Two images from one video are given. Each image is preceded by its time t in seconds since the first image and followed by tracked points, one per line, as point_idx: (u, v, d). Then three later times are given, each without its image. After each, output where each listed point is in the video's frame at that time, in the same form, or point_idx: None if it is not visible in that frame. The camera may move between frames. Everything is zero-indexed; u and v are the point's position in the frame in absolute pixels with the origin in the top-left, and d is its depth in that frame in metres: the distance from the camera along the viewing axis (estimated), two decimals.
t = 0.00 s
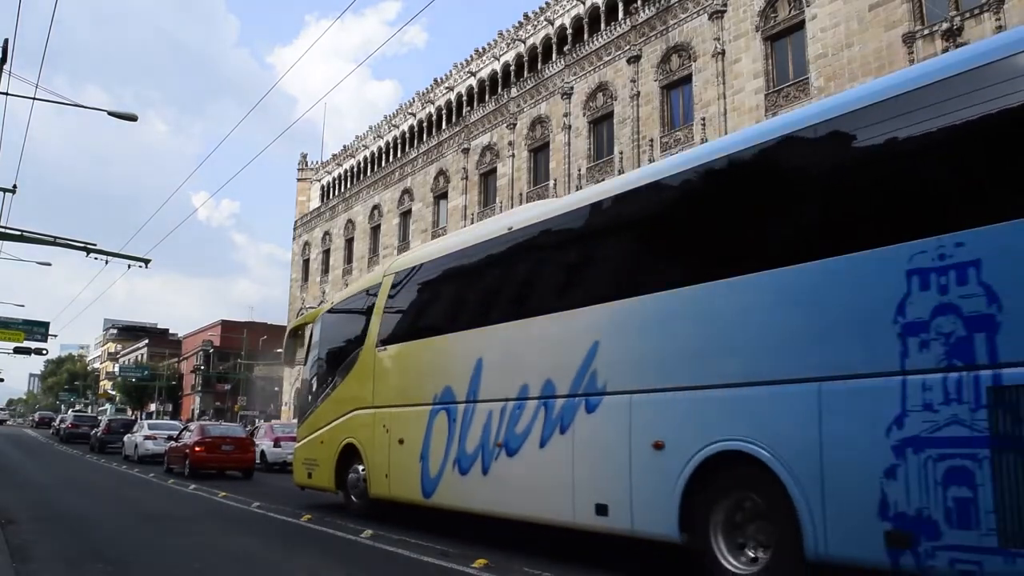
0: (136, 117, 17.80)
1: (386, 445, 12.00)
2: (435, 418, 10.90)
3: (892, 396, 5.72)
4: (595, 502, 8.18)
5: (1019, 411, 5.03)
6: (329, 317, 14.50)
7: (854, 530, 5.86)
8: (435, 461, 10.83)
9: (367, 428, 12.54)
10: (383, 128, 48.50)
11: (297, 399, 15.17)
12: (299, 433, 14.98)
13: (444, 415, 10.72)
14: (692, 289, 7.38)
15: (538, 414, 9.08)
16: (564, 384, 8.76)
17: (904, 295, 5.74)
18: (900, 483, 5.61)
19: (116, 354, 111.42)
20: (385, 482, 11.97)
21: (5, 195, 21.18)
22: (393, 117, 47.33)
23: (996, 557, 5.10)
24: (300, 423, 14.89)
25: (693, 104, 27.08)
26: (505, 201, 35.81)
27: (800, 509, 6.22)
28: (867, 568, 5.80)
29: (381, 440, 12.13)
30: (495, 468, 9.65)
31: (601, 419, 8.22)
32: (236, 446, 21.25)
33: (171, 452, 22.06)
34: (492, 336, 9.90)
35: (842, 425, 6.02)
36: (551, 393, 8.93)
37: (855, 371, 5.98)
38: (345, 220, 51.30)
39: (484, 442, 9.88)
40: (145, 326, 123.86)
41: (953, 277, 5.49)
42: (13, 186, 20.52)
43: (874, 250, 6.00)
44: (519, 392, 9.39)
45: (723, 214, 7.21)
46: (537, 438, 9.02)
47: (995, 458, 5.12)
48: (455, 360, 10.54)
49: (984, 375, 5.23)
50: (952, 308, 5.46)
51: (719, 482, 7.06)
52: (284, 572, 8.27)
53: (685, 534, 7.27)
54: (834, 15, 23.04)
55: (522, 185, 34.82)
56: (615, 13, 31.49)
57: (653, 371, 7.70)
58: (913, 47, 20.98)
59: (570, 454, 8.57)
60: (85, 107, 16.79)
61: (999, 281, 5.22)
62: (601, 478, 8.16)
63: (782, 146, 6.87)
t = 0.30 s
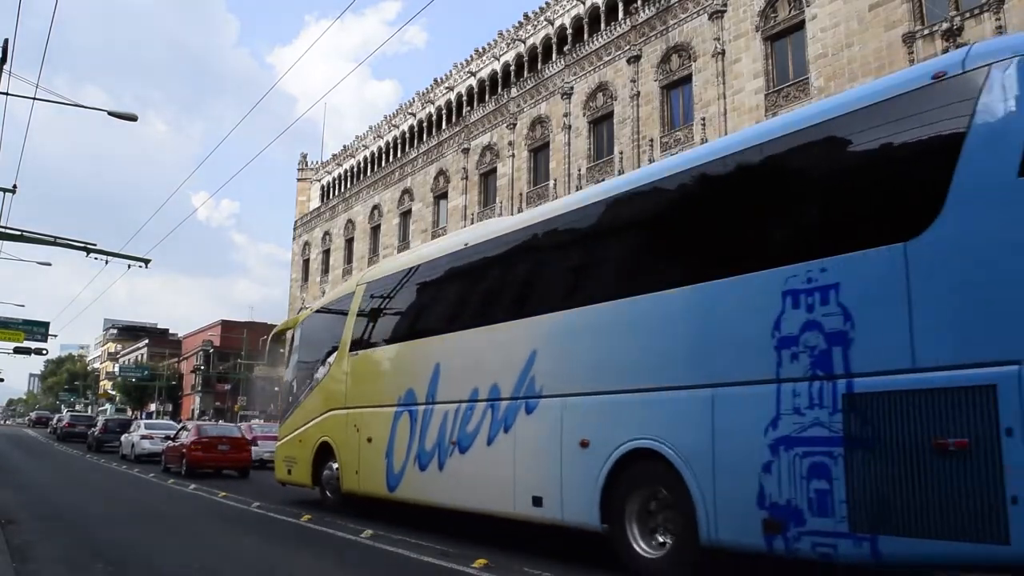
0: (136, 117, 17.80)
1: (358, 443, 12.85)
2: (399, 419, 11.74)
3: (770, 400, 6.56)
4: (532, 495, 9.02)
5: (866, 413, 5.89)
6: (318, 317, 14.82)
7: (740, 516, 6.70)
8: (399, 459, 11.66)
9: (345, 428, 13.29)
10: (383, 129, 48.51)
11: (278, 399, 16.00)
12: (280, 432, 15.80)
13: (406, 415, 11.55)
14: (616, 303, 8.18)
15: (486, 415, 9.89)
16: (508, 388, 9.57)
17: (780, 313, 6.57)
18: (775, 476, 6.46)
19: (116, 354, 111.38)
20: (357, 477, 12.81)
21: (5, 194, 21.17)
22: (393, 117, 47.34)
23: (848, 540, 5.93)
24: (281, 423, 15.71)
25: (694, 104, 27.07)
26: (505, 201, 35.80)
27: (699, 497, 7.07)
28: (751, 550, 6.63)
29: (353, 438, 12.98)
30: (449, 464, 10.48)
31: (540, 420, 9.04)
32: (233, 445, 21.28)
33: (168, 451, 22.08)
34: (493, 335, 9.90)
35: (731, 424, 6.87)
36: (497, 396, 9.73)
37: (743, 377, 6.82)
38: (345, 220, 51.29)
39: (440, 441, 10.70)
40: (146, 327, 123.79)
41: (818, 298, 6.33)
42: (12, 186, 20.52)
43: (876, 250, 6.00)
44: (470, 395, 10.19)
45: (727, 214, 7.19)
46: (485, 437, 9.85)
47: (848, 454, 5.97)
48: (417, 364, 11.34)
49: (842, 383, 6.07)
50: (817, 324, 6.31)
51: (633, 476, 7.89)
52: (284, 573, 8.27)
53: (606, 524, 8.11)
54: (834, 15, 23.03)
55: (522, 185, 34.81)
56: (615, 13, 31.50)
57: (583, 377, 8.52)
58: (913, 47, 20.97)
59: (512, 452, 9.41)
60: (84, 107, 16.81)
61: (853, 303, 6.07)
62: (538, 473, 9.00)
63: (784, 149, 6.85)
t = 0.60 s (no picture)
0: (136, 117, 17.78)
1: (337, 442, 13.47)
2: (374, 419, 12.37)
3: (693, 402, 7.19)
4: (490, 490, 9.65)
5: (769, 415, 6.49)
6: (313, 318, 14.91)
7: (666, 508, 7.34)
8: (373, 457, 12.30)
9: (325, 428, 13.89)
10: (383, 129, 48.52)
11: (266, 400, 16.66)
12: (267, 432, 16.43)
13: (380, 415, 12.18)
14: (566, 312, 8.83)
15: (451, 416, 10.54)
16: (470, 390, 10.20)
17: (701, 323, 7.19)
18: (696, 472, 7.09)
19: (116, 354, 111.35)
20: (336, 474, 13.43)
21: (5, 194, 21.15)
22: (393, 117, 47.37)
23: (755, 529, 6.53)
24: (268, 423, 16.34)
25: (693, 105, 27.07)
26: (505, 201, 35.80)
27: (632, 491, 7.73)
28: (675, 540, 7.27)
29: (332, 437, 13.61)
30: (419, 461, 11.12)
31: (498, 420, 9.67)
32: (231, 445, 21.31)
33: (166, 450, 22.09)
34: (492, 336, 9.90)
35: (659, 424, 7.51)
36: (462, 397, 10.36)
37: (671, 381, 7.46)
38: (345, 220, 51.29)
39: (411, 440, 11.34)
40: (146, 327, 123.76)
41: (733, 311, 6.94)
42: (11, 185, 20.51)
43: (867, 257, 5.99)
44: (437, 396, 10.83)
45: (726, 217, 7.19)
46: (450, 435, 10.48)
47: (755, 452, 6.58)
48: (391, 368, 11.97)
49: (750, 388, 6.69)
50: (732, 334, 6.92)
51: (578, 472, 8.56)
52: (284, 572, 8.27)
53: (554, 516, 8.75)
54: (834, 15, 23.02)
55: (522, 185, 34.80)
56: (615, 13, 31.51)
57: (536, 381, 9.17)
58: (914, 47, 20.97)
59: (473, 450, 10.04)
60: (84, 107, 16.80)
61: (761, 316, 6.68)
62: (495, 469, 9.63)
63: (782, 153, 6.84)
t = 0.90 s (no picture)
0: (136, 117, 17.77)
1: (320, 441, 13.91)
2: (353, 420, 12.88)
3: (633, 404, 7.72)
4: (457, 486, 10.18)
5: (696, 417, 7.02)
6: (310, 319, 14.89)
7: (608, 503, 7.87)
8: (353, 455, 12.79)
9: (311, 429, 14.35)
10: (383, 129, 48.52)
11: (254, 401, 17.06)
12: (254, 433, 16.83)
13: (359, 416, 12.69)
14: (525, 319, 9.33)
15: (422, 417, 11.07)
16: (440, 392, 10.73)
17: (641, 331, 7.72)
18: (634, 469, 7.61)
19: (116, 354, 111.33)
20: (319, 472, 13.87)
21: (5, 194, 21.10)
22: (393, 117, 47.37)
23: (683, 521, 7.05)
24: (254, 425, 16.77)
25: (693, 104, 27.07)
26: (505, 201, 35.78)
27: (581, 487, 8.27)
28: (617, 532, 7.79)
29: (315, 437, 14.06)
30: (393, 460, 11.64)
31: (464, 421, 10.19)
32: (228, 444, 21.32)
33: (162, 450, 22.07)
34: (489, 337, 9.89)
35: (603, 424, 8.03)
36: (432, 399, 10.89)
37: (615, 385, 7.98)
38: (345, 220, 51.26)
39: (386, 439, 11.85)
40: (146, 327, 123.65)
41: (667, 320, 7.45)
42: (12, 185, 20.51)
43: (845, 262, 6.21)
44: (410, 398, 11.35)
45: (726, 216, 7.13)
46: (422, 435, 11.02)
47: (684, 450, 7.12)
48: (371, 371, 12.49)
49: (682, 392, 7.21)
50: (666, 342, 7.44)
51: (534, 470, 9.10)
52: (284, 572, 8.27)
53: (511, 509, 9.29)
54: (834, 15, 23.03)
55: (522, 185, 34.79)
56: (615, 13, 31.51)
57: (497, 383, 9.69)
58: (913, 47, 20.96)
59: (442, 449, 10.56)
60: (84, 107, 16.80)
61: (691, 325, 7.19)
62: (462, 467, 10.15)
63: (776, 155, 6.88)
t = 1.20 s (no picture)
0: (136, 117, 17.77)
1: (306, 442, 14.30)
2: (337, 421, 13.33)
3: (587, 407, 8.22)
4: (432, 484, 10.65)
5: (642, 419, 7.50)
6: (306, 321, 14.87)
7: (564, 498, 8.36)
8: (337, 455, 13.23)
9: (296, 430, 14.74)
10: (383, 129, 48.54)
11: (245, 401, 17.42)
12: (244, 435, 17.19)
13: (342, 417, 13.14)
14: (495, 325, 9.79)
15: (400, 418, 11.54)
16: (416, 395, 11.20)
17: (595, 338, 8.18)
18: (589, 467, 8.10)
19: (116, 354, 111.34)
20: (306, 471, 14.26)
21: (5, 194, 21.08)
22: (393, 117, 47.40)
23: (632, 516, 7.54)
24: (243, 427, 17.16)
25: (693, 104, 27.08)
26: (505, 201, 35.77)
27: (541, 484, 8.74)
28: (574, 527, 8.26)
29: (301, 438, 14.47)
30: (374, 459, 12.11)
31: (438, 422, 10.65)
32: (225, 444, 21.32)
33: (159, 450, 22.05)
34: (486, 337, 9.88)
35: (561, 425, 8.52)
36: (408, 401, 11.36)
37: (572, 389, 8.45)
38: (345, 220, 51.27)
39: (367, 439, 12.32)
40: (145, 327, 123.59)
41: (618, 328, 7.90)
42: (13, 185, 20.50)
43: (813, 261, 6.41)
44: (389, 400, 11.82)
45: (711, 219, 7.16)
46: (399, 435, 11.48)
47: (631, 450, 7.59)
48: (354, 373, 12.94)
49: (630, 395, 7.68)
50: (616, 348, 7.89)
51: (501, 468, 9.58)
52: (285, 572, 8.26)
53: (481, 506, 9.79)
54: (834, 15, 23.03)
55: (522, 185, 34.78)
56: (615, 13, 31.53)
57: (467, 387, 10.17)
58: (913, 47, 20.97)
59: (418, 449, 11.03)
60: (85, 107, 16.81)
61: (638, 333, 7.64)
62: (436, 466, 10.61)
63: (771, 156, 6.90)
